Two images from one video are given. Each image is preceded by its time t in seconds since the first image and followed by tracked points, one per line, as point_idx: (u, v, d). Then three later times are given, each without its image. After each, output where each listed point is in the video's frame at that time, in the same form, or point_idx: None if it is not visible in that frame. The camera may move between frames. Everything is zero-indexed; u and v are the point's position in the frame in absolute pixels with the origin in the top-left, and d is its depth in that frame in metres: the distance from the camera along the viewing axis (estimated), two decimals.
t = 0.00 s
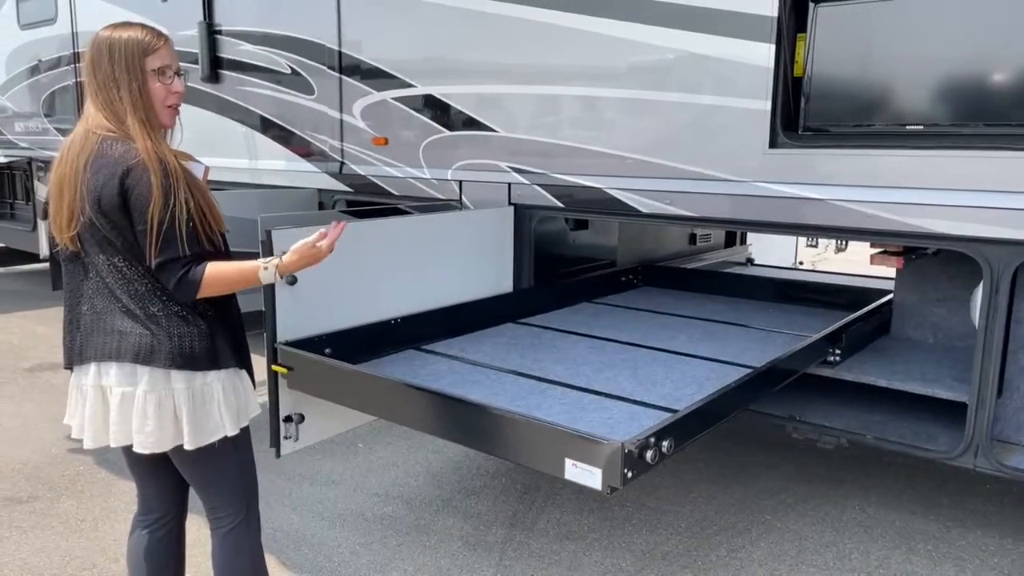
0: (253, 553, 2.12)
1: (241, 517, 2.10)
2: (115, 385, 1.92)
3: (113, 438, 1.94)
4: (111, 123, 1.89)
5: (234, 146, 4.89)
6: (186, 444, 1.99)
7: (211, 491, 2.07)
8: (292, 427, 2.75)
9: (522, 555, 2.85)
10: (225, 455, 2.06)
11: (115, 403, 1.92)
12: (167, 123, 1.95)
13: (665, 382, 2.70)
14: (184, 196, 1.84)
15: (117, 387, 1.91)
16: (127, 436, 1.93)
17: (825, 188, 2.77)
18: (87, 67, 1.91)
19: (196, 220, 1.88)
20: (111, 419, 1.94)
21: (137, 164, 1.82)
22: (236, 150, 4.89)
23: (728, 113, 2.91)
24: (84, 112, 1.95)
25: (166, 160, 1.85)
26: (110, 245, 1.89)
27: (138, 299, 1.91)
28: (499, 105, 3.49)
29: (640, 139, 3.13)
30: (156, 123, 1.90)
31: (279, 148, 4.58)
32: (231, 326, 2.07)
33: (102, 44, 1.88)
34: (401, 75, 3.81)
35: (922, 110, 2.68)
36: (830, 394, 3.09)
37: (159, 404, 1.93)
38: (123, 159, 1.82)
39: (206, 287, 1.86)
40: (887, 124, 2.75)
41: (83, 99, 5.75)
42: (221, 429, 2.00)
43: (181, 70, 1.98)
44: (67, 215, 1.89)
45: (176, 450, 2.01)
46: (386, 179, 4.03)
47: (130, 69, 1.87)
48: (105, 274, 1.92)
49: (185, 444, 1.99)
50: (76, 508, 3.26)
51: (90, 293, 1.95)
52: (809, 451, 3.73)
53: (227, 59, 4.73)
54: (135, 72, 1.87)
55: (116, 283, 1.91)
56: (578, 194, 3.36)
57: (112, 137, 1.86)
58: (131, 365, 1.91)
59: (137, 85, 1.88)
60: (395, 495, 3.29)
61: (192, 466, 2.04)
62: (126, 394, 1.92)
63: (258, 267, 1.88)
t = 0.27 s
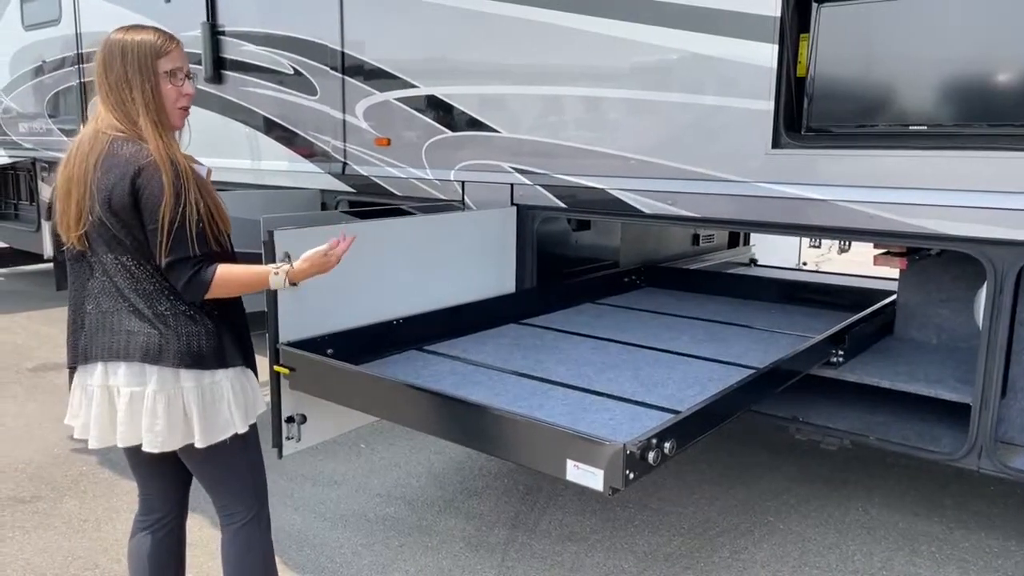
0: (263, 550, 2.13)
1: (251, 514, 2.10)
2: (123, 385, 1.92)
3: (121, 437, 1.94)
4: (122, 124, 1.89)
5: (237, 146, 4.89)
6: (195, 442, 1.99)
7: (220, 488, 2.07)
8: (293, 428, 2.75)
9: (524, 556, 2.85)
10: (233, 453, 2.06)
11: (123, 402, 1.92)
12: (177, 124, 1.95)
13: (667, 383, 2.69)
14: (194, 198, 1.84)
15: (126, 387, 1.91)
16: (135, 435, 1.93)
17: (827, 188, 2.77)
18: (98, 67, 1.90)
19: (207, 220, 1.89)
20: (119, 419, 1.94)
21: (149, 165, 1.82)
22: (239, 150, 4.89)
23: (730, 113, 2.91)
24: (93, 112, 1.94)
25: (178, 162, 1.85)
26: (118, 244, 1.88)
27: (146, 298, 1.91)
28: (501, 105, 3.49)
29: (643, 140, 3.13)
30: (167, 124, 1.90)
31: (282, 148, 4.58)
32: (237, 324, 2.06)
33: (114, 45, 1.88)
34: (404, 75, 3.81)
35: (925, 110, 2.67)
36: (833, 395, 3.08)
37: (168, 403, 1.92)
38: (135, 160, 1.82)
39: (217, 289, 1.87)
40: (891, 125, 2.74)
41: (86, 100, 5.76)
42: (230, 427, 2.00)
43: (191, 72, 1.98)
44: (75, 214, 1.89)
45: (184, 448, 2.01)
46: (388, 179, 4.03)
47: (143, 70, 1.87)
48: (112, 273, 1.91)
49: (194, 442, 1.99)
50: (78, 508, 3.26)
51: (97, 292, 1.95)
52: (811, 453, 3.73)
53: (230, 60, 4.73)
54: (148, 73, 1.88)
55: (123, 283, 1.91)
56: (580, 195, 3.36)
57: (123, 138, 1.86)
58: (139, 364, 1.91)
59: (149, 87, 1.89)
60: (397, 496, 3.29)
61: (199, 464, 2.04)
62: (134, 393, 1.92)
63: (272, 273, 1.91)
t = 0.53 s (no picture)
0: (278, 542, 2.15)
1: (264, 507, 2.12)
2: (135, 382, 1.92)
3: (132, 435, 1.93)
4: (140, 124, 1.90)
5: (235, 147, 4.89)
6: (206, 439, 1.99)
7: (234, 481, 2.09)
8: (292, 428, 2.75)
9: (522, 557, 2.84)
10: (244, 449, 2.07)
11: (135, 400, 1.92)
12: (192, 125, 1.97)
13: (665, 383, 2.69)
14: (212, 197, 1.86)
15: (139, 385, 1.91)
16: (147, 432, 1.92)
17: (825, 188, 2.77)
18: (115, 68, 1.92)
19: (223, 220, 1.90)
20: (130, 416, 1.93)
21: (167, 164, 1.83)
22: (237, 151, 4.89)
23: (728, 114, 2.91)
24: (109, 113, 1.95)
25: (195, 162, 1.87)
26: (132, 243, 1.89)
27: (159, 296, 1.91)
28: (500, 105, 3.49)
29: (642, 140, 3.13)
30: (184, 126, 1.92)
31: (281, 148, 4.58)
32: (248, 325, 2.08)
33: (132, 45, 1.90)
34: (402, 75, 3.81)
35: (923, 110, 2.67)
36: (832, 395, 3.08)
37: (181, 401, 1.93)
38: (152, 159, 1.83)
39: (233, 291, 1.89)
40: (889, 125, 2.74)
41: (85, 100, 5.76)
42: (242, 424, 2.01)
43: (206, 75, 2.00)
44: (90, 212, 1.89)
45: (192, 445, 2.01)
46: (387, 180, 4.03)
47: (161, 71, 1.89)
48: (125, 271, 1.92)
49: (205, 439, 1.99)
50: (76, 509, 3.26)
51: (109, 290, 1.95)
52: (810, 453, 3.73)
53: (229, 60, 4.73)
54: (166, 75, 1.89)
55: (137, 281, 1.91)
56: (579, 195, 3.36)
57: (141, 137, 1.87)
58: (151, 362, 1.91)
59: (167, 87, 1.90)
60: (396, 496, 3.29)
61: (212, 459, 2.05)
62: (147, 391, 1.91)
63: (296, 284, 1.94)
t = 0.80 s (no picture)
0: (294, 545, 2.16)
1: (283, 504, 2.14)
2: (174, 380, 1.93)
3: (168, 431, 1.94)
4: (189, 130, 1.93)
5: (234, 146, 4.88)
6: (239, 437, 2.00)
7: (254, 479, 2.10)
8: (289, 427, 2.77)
9: (521, 556, 2.84)
10: (267, 450, 2.09)
11: (173, 397, 1.93)
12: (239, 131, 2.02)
13: (663, 383, 2.69)
14: (263, 201, 1.91)
15: (179, 381, 1.92)
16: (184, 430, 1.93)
17: (822, 188, 2.77)
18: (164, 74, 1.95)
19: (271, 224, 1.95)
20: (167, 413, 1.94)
21: (221, 167, 1.87)
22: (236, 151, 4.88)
23: (727, 113, 2.91)
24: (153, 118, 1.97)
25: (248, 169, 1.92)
26: (178, 243, 1.90)
27: (201, 296, 1.93)
28: (499, 104, 3.49)
29: (640, 141, 3.13)
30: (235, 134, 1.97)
31: (280, 148, 4.57)
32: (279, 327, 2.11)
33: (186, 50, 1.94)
34: (401, 75, 3.81)
35: (921, 110, 2.68)
36: (830, 395, 3.08)
37: (219, 397, 1.95)
38: (207, 161, 1.87)
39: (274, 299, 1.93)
40: (887, 125, 2.75)
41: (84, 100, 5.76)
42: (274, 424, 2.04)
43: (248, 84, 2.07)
44: (136, 213, 1.89)
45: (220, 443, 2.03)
46: (386, 179, 4.03)
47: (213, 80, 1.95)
48: (167, 271, 1.93)
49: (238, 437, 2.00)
50: (74, 508, 3.26)
51: (149, 290, 1.95)
52: (809, 453, 3.73)
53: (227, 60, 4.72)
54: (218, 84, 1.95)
55: (180, 280, 1.93)
56: (578, 195, 3.36)
57: (193, 140, 1.91)
58: (192, 361, 1.92)
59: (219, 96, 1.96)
60: (395, 496, 3.29)
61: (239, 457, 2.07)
62: (186, 388, 1.93)
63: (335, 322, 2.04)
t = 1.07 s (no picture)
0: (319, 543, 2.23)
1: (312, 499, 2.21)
2: (236, 373, 2.04)
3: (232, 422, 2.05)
4: (264, 137, 2.04)
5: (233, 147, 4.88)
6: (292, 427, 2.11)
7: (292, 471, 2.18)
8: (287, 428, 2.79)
9: (520, 557, 2.85)
10: (308, 443, 2.18)
11: (236, 389, 2.04)
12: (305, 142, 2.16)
13: (662, 383, 2.70)
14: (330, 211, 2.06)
15: (241, 374, 2.03)
16: (247, 422, 2.04)
17: (820, 189, 2.78)
18: (241, 82, 2.06)
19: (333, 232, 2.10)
20: (230, 405, 2.05)
21: (299, 176, 2.00)
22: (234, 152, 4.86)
23: (725, 114, 2.92)
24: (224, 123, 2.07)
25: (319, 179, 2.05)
26: (247, 242, 2.01)
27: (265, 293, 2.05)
28: (497, 105, 3.50)
29: (638, 142, 3.14)
30: (308, 147, 2.09)
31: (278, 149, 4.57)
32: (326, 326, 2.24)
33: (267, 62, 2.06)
34: (400, 76, 3.82)
35: (918, 111, 2.68)
36: (829, 396, 3.08)
37: (278, 389, 2.06)
38: (284, 168, 1.99)
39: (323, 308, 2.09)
40: (885, 125, 2.75)
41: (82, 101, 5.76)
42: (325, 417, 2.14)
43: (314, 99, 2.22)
44: (208, 211, 1.98)
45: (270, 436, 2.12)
46: (385, 180, 4.03)
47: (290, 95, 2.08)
48: (233, 268, 2.03)
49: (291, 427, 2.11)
50: (74, 509, 3.27)
51: (212, 285, 2.05)
52: (807, 453, 3.73)
53: (226, 60, 4.72)
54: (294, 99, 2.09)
55: (245, 278, 2.04)
56: (577, 196, 3.36)
57: (269, 147, 2.02)
58: (254, 354, 2.03)
59: (294, 110, 2.09)
60: (394, 496, 3.29)
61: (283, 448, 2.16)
62: (248, 380, 2.04)
63: (362, 347, 2.21)
